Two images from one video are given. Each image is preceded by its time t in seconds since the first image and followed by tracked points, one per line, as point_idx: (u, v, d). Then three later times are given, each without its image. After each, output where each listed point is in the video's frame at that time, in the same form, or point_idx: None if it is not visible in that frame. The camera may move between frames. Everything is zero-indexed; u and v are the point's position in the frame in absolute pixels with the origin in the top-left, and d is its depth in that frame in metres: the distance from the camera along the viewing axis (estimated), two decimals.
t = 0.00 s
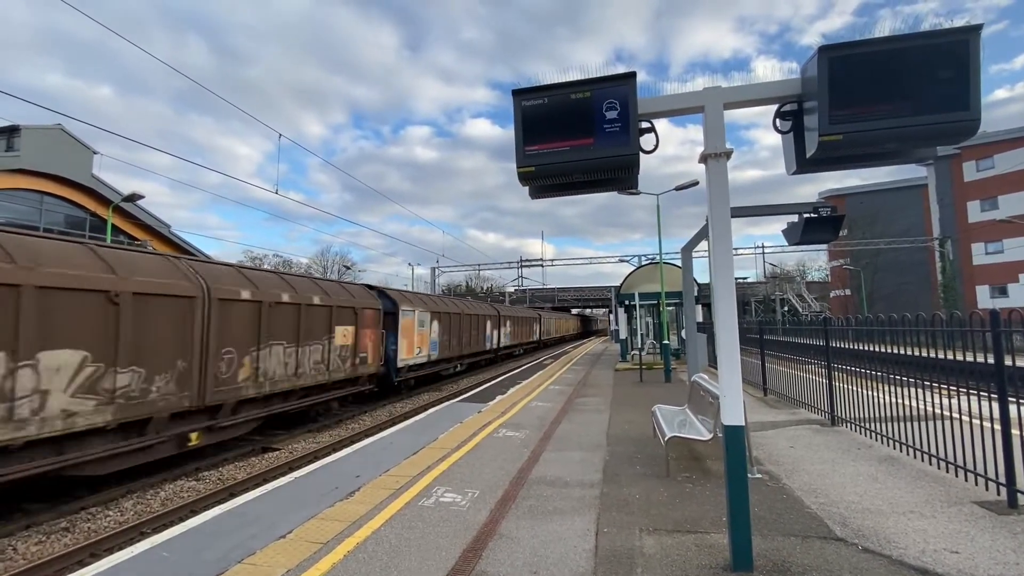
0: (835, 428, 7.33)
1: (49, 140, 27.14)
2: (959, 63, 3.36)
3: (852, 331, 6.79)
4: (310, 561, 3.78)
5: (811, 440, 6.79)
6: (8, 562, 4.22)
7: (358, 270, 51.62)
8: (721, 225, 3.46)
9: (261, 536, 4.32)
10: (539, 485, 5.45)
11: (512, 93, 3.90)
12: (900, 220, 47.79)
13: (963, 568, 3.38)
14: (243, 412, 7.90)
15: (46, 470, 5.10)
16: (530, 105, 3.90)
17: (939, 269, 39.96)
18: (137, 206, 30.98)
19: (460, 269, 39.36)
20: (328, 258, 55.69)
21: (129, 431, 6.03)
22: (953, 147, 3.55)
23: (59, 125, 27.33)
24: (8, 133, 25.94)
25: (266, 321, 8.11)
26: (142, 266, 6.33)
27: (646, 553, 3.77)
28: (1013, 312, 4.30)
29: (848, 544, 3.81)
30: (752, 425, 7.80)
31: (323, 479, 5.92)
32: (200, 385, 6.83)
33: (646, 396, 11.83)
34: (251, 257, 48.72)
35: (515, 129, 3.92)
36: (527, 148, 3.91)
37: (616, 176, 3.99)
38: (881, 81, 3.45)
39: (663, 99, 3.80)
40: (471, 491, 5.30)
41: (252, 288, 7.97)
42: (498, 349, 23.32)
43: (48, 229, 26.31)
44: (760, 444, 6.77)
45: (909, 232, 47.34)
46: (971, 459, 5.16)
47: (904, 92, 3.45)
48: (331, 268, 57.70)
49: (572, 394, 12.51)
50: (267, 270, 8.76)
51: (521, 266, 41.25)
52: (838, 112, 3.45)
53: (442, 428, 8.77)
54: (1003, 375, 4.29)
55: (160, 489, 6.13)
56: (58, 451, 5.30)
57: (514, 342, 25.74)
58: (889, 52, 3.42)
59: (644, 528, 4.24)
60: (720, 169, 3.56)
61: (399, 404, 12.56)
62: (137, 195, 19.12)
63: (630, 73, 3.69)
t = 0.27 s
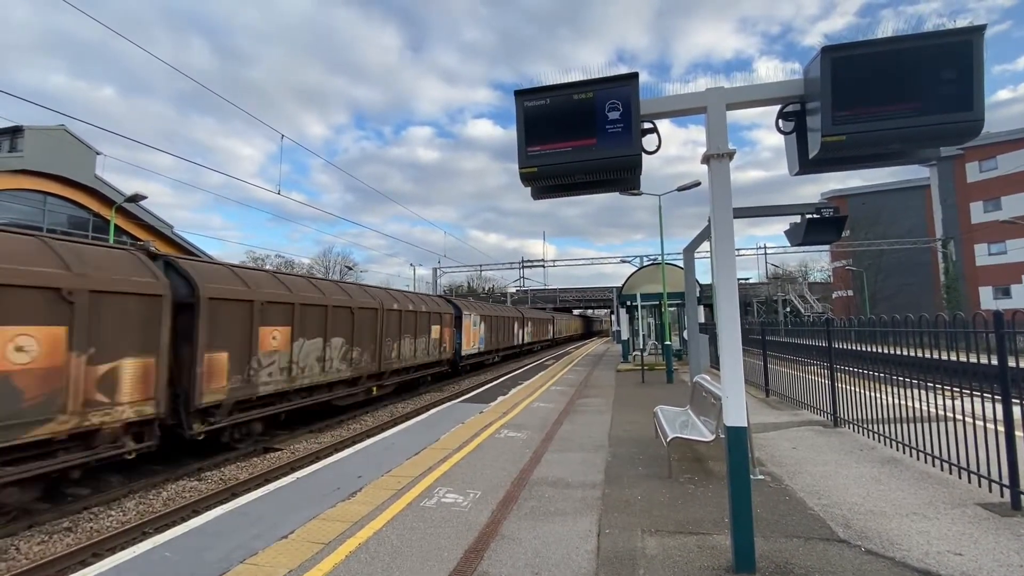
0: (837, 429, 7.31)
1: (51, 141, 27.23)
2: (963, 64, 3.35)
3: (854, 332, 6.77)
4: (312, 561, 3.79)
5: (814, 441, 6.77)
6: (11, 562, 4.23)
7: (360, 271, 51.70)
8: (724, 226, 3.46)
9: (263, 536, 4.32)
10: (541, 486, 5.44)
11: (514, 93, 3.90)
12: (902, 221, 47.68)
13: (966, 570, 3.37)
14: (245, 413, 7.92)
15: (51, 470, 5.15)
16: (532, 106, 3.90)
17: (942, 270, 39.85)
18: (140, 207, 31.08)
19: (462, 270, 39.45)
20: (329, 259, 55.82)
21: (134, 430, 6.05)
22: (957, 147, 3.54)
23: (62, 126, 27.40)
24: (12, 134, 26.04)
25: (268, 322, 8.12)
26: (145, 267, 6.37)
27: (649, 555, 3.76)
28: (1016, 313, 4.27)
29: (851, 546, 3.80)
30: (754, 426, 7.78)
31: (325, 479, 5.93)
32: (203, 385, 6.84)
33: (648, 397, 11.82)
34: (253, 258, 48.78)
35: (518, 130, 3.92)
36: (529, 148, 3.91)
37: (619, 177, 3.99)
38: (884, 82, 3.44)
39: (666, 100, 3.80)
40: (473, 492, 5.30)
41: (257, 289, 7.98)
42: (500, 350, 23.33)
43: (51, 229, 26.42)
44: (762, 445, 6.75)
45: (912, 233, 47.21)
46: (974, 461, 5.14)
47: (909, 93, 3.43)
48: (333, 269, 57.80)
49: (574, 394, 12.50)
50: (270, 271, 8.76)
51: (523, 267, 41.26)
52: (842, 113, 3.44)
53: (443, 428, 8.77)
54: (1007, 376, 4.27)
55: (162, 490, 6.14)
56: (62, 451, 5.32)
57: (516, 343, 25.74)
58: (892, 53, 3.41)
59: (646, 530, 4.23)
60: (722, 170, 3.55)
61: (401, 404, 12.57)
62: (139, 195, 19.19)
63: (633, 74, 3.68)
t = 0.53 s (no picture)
0: (839, 431, 7.30)
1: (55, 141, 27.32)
2: (965, 65, 3.35)
3: (856, 333, 6.76)
4: (314, 561, 3.79)
5: (816, 442, 6.76)
6: (12, 561, 4.23)
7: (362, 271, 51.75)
8: (726, 226, 3.45)
9: (265, 536, 4.32)
10: (542, 486, 5.44)
11: (516, 93, 3.90)
12: (905, 222, 47.59)
13: (968, 572, 3.36)
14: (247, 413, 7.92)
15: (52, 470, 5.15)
16: (534, 106, 3.90)
17: (944, 271, 39.76)
18: (143, 207, 31.17)
19: (464, 270, 39.48)
20: (332, 259, 55.97)
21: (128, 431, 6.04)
22: (959, 148, 3.53)
23: (66, 126, 27.50)
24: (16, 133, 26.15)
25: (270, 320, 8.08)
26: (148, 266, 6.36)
27: (650, 556, 3.76)
28: (1019, 315, 4.27)
29: (852, 547, 3.79)
30: (756, 427, 7.77)
31: (326, 479, 5.93)
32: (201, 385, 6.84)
33: (650, 397, 11.82)
34: (255, 258, 48.84)
35: (519, 130, 3.92)
36: (530, 148, 3.91)
37: (620, 177, 3.98)
38: (886, 82, 3.43)
39: (668, 100, 3.80)
40: (474, 492, 5.30)
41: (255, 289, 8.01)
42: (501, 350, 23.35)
43: (55, 229, 26.51)
44: (764, 446, 6.74)
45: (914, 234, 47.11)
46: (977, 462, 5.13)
47: (910, 93, 3.43)
48: (335, 269, 57.90)
49: (575, 395, 12.50)
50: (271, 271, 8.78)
51: (524, 267, 41.29)
52: (844, 113, 3.43)
53: (444, 428, 8.77)
54: (1009, 378, 4.26)
55: (164, 489, 6.14)
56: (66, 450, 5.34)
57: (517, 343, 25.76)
58: (894, 53, 3.41)
59: (648, 530, 4.23)
60: (724, 171, 3.54)
61: (403, 404, 12.59)
62: (143, 195, 19.30)
63: (635, 74, 3.68)
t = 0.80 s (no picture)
0: (840, 431, 7.29)
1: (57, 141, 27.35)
2: (966, 65, 3.35)
3: (858, 334, 6.76)
4: (314, 561, 3.79)
5: (817, 442, 6.75)
6: (13, 560, 4.23)
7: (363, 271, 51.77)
8: (727, 226, 3.44)
9: (265, 535, 4.32)
10: (543, 486, 5.44)
11: (516, 93, 3.90)
12: (906, 222, 47.54)
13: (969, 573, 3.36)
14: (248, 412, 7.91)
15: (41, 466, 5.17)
16: (535, 106, 3.90)
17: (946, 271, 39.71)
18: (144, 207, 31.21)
19: (465, 270, 39.50)
20: (333, 259, 56.04)
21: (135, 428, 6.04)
22: (961, 148, 3.52)
23: (68, 125, 27.53)
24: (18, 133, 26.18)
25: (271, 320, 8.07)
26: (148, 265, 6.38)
27: (650, 556, 3.75)
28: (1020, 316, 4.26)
29: (853, 548, 3.78)
30: (757, 427, 7.77)
31: (326, 479, 5.93)
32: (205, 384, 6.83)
33: (651, 397, 11.82)
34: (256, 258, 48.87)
35: (520, 130, 3.92)
36: (531, 148, 3.91)
37: (621, 177, 3.98)
38: (887, 82, 3.43)
39: (668, 100, 3.79)
40: (474, 492, 5.30)
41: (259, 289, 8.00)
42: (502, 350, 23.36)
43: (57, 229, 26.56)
44: (765, 446, 6.74)
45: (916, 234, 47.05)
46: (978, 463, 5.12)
47: (912, 92, 3.42)
48: (336, 269, 57.94)
49: (576, 395, 12.50)
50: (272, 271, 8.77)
51: (525, 267, 41.30)
52: (845, 113, 3.43)
53: (445, 428, 8.77)
54: (1010, 378, 4.25)
55: (165, 489, 6.14)
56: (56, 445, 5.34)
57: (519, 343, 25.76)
58: (895, 53, 3.41)
59: (648, 530, 4.23)
60: (726, 171, 3.53)
61: (404, 404, 12.60)
62: (144, 195, 19.32)
63: (635, 74, 3.68)
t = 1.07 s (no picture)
0: (840, 431, 7.29)
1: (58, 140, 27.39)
2: (967, 65, 3.34)
3: (858, 334, 6.76)
4: (314, 560, 3.79)
5: (816, 443, 6.75)
6: (14, 559, 4.24)
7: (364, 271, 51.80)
8: (727, 226, 3.44)
9: (265, 535, 4.33)
10: (543, 486, 5.44)
11: (516, 93, 3.90)
12: (907, 223, 47.51)
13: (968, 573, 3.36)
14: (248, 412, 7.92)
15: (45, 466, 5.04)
16: (534, 106, 3.90)
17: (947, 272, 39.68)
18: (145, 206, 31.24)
19: (466, 270, 39.53)
20: (334, 259, 56.10)
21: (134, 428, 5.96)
22: (961, 148, 3.52)
23: (69, 125, 27.56)
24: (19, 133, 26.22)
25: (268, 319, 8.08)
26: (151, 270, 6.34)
27: (650, 556, 3.76)
28: (1020, 316, 4.26)
29: (853, 548, 3.78)
30: (756, 427, 7.77)
31: (326, 478, 5.93)
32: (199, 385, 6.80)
33: (651, 397, 11.83)
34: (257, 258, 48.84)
35: (520, 130, 3.92)
36: (531, 148, 3.91)
37: (621, 177, 3.98)
38: (888, 83, 3.43)
39: (668, 100, 3.80)
40: (475, 492, 5.30)
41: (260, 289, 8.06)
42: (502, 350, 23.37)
43: (58, 228, 26.59)
44: (765, 447, 6.74)
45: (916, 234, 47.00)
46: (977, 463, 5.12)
47: (912, 93, 3.42)
48: (337, 269, 57.98)
49: (576, 395, 12.51)
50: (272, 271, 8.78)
51: (525, 268, 41.31)
52: (845, 113, 3.43)
53: (444, 428, 8.77)
54: (1011, 379, 4.25)
55: (165, 488, 6.14)
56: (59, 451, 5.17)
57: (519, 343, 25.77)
58: (895, 53, 3.41)
59: (647, 530, 4.23)
60: (726, 171, 3.53)
61: (404, 404, 12.61)
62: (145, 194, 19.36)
63: (636, 74, 3.68)
